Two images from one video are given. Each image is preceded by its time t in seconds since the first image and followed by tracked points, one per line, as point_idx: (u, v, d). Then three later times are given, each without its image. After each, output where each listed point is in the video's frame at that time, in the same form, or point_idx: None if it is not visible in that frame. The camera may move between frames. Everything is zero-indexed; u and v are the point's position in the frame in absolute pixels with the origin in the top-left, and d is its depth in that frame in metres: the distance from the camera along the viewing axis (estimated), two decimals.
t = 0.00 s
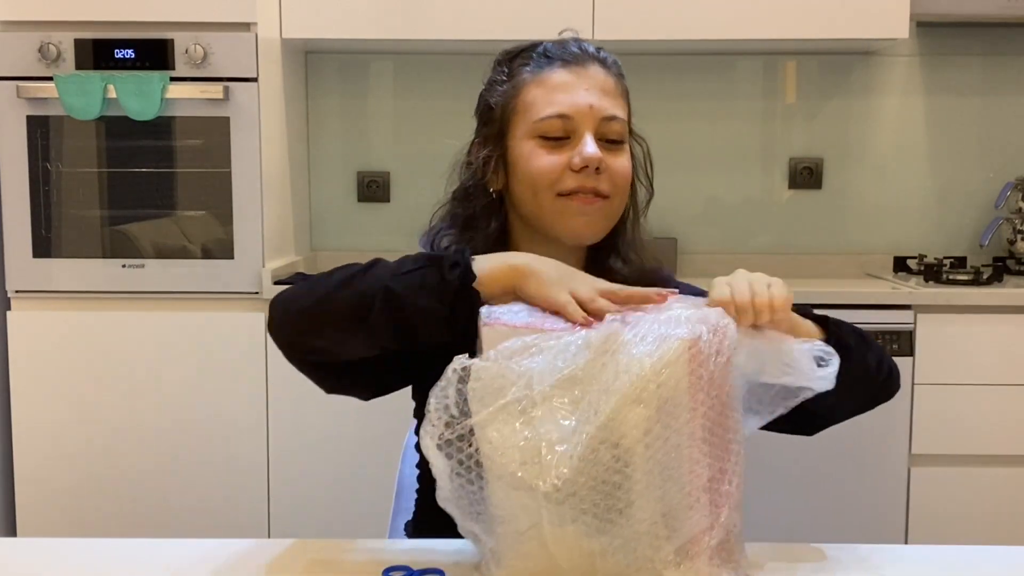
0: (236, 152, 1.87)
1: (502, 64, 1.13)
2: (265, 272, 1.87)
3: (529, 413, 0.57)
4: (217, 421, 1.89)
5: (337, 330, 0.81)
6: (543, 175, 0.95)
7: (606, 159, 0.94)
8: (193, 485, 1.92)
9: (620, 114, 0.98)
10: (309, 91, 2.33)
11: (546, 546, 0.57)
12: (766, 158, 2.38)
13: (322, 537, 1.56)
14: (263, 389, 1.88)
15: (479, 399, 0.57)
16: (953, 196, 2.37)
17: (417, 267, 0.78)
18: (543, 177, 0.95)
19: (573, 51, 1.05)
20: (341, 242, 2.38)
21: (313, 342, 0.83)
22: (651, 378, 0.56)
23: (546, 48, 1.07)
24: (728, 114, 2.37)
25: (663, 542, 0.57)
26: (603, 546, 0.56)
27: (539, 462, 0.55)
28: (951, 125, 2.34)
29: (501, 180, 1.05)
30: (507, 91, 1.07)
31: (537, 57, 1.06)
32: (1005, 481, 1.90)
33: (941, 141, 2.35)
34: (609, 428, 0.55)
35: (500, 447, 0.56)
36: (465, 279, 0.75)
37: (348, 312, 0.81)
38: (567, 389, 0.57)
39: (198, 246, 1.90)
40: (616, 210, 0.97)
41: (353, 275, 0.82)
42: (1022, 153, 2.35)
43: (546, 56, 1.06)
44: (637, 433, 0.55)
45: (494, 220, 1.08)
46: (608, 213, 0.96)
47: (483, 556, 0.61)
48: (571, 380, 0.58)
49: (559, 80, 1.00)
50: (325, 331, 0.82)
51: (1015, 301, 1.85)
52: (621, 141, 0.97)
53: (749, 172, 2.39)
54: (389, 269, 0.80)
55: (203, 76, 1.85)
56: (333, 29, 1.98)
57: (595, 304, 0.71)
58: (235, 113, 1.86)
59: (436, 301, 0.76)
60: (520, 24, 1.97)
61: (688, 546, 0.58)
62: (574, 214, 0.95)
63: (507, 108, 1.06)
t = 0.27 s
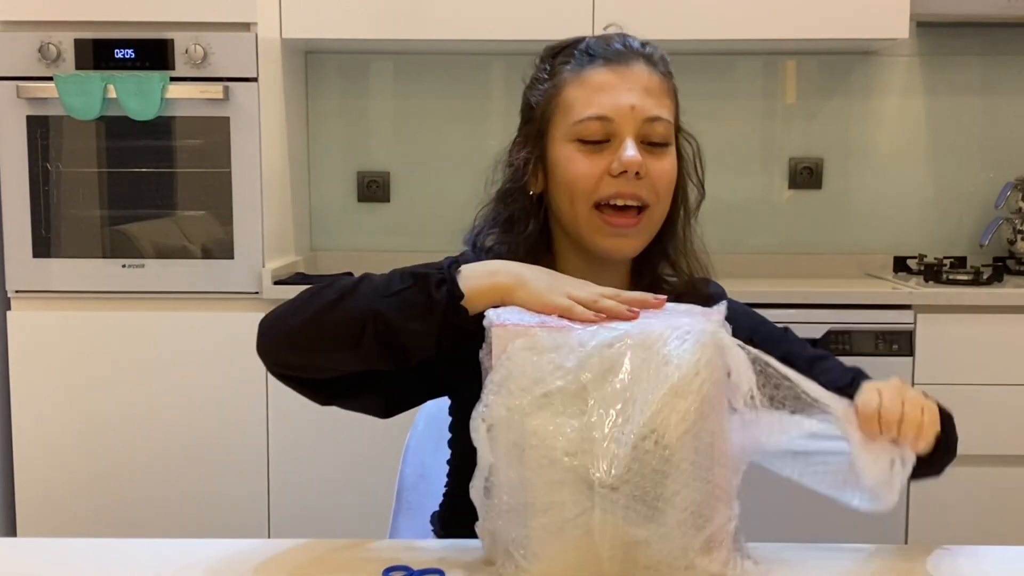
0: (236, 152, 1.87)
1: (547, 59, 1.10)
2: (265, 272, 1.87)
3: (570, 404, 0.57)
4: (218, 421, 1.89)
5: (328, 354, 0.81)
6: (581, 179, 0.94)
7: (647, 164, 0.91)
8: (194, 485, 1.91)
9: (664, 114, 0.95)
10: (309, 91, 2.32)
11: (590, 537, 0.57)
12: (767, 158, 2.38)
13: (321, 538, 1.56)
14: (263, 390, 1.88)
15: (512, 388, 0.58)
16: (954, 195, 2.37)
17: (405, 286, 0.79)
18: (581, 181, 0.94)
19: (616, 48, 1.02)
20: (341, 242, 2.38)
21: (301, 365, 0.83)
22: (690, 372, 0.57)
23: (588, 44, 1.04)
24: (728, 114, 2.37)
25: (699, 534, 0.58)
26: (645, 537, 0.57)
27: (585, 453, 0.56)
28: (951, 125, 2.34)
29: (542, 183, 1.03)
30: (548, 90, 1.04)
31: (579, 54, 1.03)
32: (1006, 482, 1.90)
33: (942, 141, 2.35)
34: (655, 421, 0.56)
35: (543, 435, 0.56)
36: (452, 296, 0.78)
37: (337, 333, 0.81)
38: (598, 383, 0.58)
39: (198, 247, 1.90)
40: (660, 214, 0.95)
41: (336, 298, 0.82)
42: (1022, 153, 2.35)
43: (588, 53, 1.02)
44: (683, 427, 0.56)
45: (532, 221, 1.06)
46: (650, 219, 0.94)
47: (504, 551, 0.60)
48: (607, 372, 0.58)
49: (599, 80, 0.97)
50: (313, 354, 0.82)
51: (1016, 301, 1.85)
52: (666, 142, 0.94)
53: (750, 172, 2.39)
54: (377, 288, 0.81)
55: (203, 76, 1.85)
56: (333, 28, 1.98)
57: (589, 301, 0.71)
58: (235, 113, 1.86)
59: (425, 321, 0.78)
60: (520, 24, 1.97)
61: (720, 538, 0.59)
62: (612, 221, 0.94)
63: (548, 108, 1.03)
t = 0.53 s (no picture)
0: (236, 153, 1.87)
1: (575, 59, 1.08)
2: (265, 272, 1.87)
3: (565, 406, 0.57)
4: (218, 421, 1.89)
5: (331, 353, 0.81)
6: (604, 188, 0.93)
7: (671, 174, 0.91)
8: (194, 485, 1.91)
9: (693, 122, 0.93)
10: (309, 91, 2.32)
11: (581, 539, 0.57)
12: (767, 158, 2.38)
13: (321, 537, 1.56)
14: (263, 390, 1.88)
15: (507, 387, 0.57)
16: (954, 195, 2.37)
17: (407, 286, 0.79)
18: (604, 190, 0.93)
19: (646, 51, 1.00)
20: (341, 242, 2.38)
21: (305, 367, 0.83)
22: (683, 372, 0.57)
23: (617, 46, 1.02)
24: (728, 114, 2.36)
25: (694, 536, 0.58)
26: (638, 541, 0.57)
27: (578, 456, 0.56)
28: (951, 125, 2.34)
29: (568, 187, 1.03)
30: (574, 92, 1.03)
31: (608, 56, 1.01)
32: (1006, 482, 1.90)
33: (942, 142, 2.35)
34: (650, 425, 0.56)
35: (537, 436, 0.56)
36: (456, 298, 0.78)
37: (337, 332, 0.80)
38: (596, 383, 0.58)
39: (198, 247, 1.89)
40: (685, 222, 0.96)
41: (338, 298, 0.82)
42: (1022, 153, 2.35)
43: (617, 56, 1.00)
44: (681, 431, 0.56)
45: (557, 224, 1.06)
46: (675, 228, 0.95)
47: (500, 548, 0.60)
48: (603, 371, 0.58)
49: (627, 87, 0.95)
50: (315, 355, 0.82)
51: (1015, 301, 1.85)
52: (696, 150, 0.93)
53: (749, 172, 2.39)
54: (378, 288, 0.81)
55: (203, 77, 1.85)
56: (332, 28, 1.98)
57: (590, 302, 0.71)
58: (235, 113, 1.86)
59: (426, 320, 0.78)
60: (519, 24, 1.97)
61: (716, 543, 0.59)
62: (635, 230, 0.95)
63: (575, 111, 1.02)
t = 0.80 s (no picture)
0: (236, 153, 1.87)
1: (571, 54, 1.08)
2: (264, 272, 1.87)
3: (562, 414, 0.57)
4: (218, 422, 1.89)
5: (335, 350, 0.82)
6: (601, 183, 0.93)
7: (669, 170, 0.91)
8: (194, 485, 1.91)
9: (688, 117, 0.93)
10: (309, 91, 2.32)
11: (580, 547, 0.57)
12: (766, 158, 2.38)
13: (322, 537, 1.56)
14: (263, 390, 1.88)
15: (504, 398, 0.57)
16: (954, 195, 2.37)
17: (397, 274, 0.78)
18: (601, 184, 0.93)
19: (642, 46, 1.00)
20: (341, 242, 2.38)
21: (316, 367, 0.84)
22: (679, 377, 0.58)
23: (614, 41, 1.02)
24: (728, 114, 2.36)
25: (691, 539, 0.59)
26: (635, 548, 0.57)
27: (575, 462, 0.56)
28: (951, 125, 2.34)
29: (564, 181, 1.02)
30: (570, 87, 1.02)
31: (604, 52, 1.01)
32: (1006, 482, 1.90)
33: (941, 142, 2.35)
34: (646, 433, 0.57)
35: (534, 447, 0.57)
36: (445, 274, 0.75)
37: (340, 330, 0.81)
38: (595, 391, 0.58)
39: (198, 247, 1.89)
40: (681, 216, 0.95)
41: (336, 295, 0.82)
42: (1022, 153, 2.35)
43: (613, 51, 1.00)
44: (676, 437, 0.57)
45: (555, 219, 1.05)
46: (671, 222, 0.94)
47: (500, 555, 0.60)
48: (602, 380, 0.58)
49: (622, 81, 0.95)
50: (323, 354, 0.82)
51: (1015, 301, 1.85)
52: (689, 144, 0.93)
53: (749, 173, 2.39)
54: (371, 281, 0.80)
55: (203, 77, 1.85)
56: (332, 28, 1.98)
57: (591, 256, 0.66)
58: (235, 113, 1.86)
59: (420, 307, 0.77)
60: (519, 24, 1.97)
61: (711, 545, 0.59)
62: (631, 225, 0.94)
63: (571, 107, 1.02)
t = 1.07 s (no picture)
0: (236, 153, 1.87)
1: (552, 59, 1.04)
2: (265, 272, 1.87)
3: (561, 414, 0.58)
4: (218, 422, 1.89)
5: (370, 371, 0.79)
6: (577, 179, 0.88)
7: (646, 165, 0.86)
8: (194, 485, 1.91)
9: (666, 111, 0.89)
10: (309, 91, 2.32)
11: (580, 548, 0.57)
12: (766, 158, 2.38)
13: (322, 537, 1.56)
14: (263, 389, 1.88)
15: (504, 399, 0.58)
16: (954, 195, 2.37)
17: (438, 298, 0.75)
18: (577, 181, 0.88)
19: (619, 45, 0.96)
20: (341, 242, 2.38)
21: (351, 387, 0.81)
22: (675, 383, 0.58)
23: (593, 40, 0.98)
24: (728, 114, 2.37)
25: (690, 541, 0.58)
26: (637, 549, 0.57)
27: (574, 464, 0.56)
28: (951, 125, 2.34)
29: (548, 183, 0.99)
30: (551, 88, 0.98)
31: (582, 51, 0.97)
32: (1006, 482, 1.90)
33: (941, 142, 2.35)
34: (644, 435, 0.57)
35: (532, 448, 0.57)
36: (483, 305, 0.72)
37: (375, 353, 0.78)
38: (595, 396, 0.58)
39: (198, 246, 1.89)
40: (661, 212, 0.91)
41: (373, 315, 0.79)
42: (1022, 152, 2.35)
43: (592, 49, 0.96)
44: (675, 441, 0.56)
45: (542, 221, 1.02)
46: (651, 216, 0.90)
47: (500, 556, 0.60)
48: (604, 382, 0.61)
49: (600, 77, 0.90)
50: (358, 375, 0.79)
51: (1015, 301, 1.85)
52: (667, 140, 0.89)
53: (750, 172, 2.39)
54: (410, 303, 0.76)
55: (204, 77, 1.85)
56: (333, 29, 1.98)
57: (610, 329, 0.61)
58: (235, 113, 1.86)
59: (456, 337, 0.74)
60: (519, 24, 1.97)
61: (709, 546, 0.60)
62: (609, 218, 0.89)
63: (551, 107, 0.97)
